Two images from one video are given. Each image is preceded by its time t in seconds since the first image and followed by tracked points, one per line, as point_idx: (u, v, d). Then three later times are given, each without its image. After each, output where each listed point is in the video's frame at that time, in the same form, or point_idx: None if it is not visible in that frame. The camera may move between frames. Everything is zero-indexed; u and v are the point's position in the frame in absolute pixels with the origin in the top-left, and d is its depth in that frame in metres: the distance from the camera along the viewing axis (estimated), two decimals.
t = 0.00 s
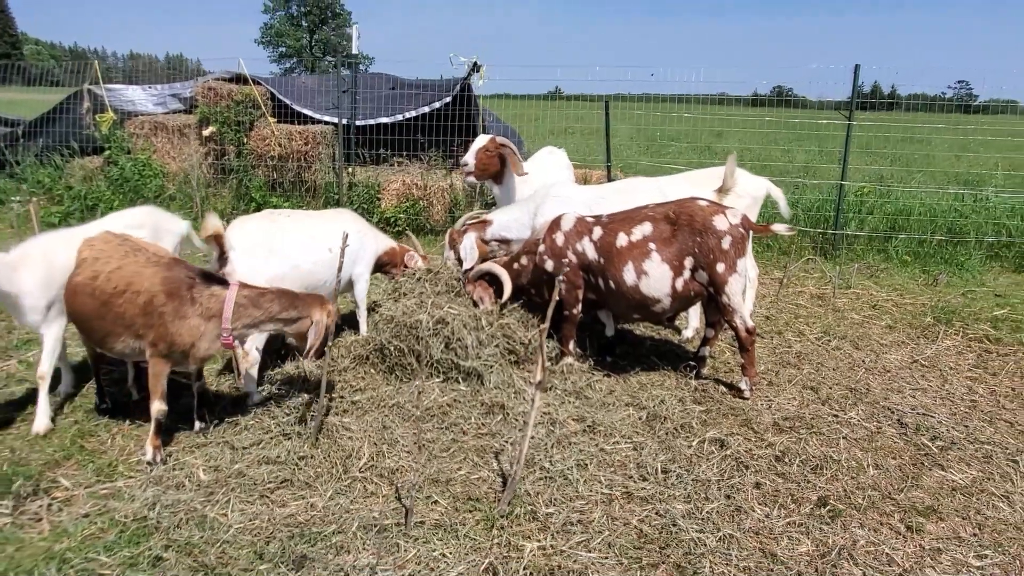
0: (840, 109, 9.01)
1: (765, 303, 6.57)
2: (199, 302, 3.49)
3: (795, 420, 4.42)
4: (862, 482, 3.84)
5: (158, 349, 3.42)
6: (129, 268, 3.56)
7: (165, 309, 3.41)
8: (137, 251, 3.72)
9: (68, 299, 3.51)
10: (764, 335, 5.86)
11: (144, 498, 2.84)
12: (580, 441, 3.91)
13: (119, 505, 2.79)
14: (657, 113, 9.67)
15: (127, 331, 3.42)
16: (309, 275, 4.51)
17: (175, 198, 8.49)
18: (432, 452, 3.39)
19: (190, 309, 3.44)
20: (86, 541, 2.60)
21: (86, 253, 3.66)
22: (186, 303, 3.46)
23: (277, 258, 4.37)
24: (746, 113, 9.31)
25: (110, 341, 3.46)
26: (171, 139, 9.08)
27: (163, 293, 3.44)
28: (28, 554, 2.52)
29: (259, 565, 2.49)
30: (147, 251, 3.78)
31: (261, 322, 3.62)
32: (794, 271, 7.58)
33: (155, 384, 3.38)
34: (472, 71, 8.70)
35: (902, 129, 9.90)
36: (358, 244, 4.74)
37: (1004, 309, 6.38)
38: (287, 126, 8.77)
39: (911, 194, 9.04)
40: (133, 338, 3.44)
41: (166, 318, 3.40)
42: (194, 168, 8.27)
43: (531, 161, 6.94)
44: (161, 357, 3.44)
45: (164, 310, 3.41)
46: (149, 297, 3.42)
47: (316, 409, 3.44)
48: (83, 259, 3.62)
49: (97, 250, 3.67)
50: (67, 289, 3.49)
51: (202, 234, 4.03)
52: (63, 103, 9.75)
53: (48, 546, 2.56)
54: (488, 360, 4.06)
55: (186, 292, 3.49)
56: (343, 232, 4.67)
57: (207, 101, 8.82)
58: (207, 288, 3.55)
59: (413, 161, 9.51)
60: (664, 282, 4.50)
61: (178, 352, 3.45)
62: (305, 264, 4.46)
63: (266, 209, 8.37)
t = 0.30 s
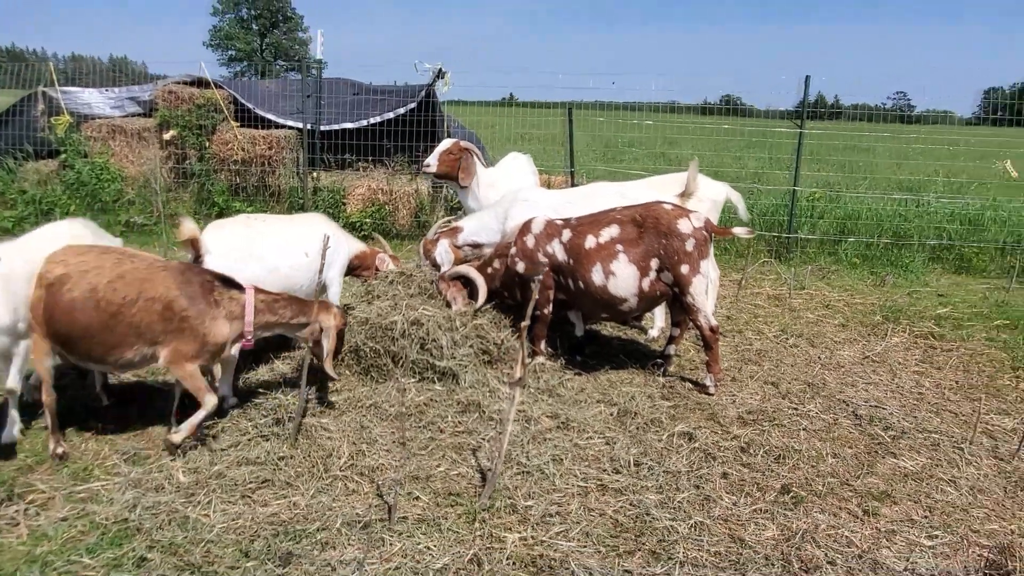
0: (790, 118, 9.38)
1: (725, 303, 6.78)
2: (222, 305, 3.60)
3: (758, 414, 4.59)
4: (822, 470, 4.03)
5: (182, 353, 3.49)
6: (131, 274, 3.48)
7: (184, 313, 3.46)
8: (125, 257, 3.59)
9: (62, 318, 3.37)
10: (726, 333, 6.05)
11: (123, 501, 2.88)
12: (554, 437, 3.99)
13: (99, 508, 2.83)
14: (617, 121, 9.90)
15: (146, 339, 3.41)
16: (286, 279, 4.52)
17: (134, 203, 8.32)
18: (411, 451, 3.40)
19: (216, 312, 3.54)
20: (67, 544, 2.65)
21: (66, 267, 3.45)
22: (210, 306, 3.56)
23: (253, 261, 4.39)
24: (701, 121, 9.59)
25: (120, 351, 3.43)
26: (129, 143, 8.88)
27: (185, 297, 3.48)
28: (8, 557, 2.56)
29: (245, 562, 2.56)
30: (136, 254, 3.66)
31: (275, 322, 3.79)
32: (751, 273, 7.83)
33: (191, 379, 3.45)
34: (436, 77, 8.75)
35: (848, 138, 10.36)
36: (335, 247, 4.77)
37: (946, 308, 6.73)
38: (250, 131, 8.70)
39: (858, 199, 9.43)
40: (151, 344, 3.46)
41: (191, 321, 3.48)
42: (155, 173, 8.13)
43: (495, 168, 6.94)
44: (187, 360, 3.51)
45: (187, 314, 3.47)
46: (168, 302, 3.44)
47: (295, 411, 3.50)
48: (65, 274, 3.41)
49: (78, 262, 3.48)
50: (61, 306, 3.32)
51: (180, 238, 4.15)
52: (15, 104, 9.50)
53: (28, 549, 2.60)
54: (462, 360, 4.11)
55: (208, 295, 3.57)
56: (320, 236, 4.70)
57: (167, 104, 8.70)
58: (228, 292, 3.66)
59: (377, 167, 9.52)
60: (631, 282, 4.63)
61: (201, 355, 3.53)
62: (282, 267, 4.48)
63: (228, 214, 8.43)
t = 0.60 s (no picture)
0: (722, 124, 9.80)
1: (664, 301, 7.02)
2: (202, 302, 3.62)
3: (697, 405, 4.80)
4: (756, 457, 4.25)
5: (162, 350, 3.47)
6: (107, 274, 3.40)
7: (169, 310, 3.45)
8: (89, 259, 3.46)
9: (33, 324, 3.19)
10: (665, 330, 6.28)
11: (66, 505, 2.87)
12: (502, 431, 4.08)
13: (41, 513, 2.81)
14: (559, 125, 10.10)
15: (126, 339, 3.35)
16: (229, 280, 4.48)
17: (63, 203, 7.99)
18: (362, 448, 3.44)
19: (197, 309, 3.57)
20: (9, 549, 2.62)
21: (26, 271, 3.25)
22: (191, 303, 3.57)
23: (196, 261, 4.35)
24: (637, 125, 9.87)
25: (98, 354, 3.32)
26: (57, 141, 8.55)
27: (166, 294, 3.47)
28: None
29: (196, 561, 2.60)
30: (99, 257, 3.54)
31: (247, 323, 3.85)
32: (687, 272, 8.13)
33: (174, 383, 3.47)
34: (379, 78, 8.71)
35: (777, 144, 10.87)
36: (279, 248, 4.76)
37: (867, 304, 7.16)
38: (187, 130, 8.49)
39: (787, 201, 9.89)
40: (130, 345, 3.40)
41: (173, 318, 3.47)
42: (85, 172, 7.84)
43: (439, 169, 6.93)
44: (168, 357, 3.50)
45: (168, 311, 3.46)
46: (149, 301, 3.41)
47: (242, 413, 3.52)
48: (26, 279, 3.21)
49: (39, 265, 3.30)
50: (30, 310, 3.14)
51: (121, 237, 4.14)
52: None
53: None
54: (410, 358, 4.16)
55: (189, 292, 3.58)
56: (268, 236, 4.68)
57: (99, 101, 8.40)
58: (205, 288, 3.69)
59: (319, 167, 9.41)
60: (573, 280, 4.77)
61: (183, 352, 3.54)
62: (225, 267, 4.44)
63: (163, 214, 8.19)
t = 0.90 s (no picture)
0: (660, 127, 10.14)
1: (605, 298, 7.23)
2: (168, 300, 3.60)
3: (637, 396, 4.99)
4: (694, 444, 4.46)
5: (123, 345, 3.42)
6: (76, 269, 3.32)
7: (136, 306, 3.44)
8: (53, 254, 3.35)
9: None
10: (607, 325, 6.48)
11: (4, 510, 2.80)
12: (450, 425, 4.15)
13: None
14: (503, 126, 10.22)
15: (94, 334, 3.31)
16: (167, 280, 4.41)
17: None
18: (310, 445, 3.47)
19: (163, 306, 3.56)
20: None
21: None
22: (158, 300, 3.55)
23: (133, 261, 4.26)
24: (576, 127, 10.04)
25: (68, 351, 3.25)
26: None
27: (135, 289, 3.45)
28: None
29: (143, 561, 2.59)
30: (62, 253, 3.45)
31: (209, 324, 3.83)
32: (628, 269, 8.38)
33: (130, 381, 3.42)
34: (321, 78, 8.63)
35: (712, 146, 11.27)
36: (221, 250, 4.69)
37: (797, 299, 7.55)
38: (120, 128, 8.23)
39: (722, 202, 10.37)
40: (96, 341, 3.34)
41: (139, 313, 3.45)
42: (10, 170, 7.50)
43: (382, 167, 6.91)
44: (127, 353, 3.45)
45: (135, 306, 3.44)
46: (119, 296, 3.38)
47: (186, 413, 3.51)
48: None
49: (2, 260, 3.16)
50: None
51: (53, 236, 3.98)
52: None
53: None
54: (357, 356, 4.23)
55: (156, 289, 3.56)
56: (212, 232, 4.63)
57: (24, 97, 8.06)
58: (169, 286, 3.67)
59: (260, 167, 9.26)
60: (515, 277, 4.88)
61: (144, 348, 3.50)
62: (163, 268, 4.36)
63: (96, 215, 7.74)
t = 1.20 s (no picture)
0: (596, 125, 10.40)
1: (544, 289, 7.41)
2: (104, 293, 3.55)
3: (575, 382, 5.18)
4: (629, 425, 4.68)
5: (57, 337, 3.37)
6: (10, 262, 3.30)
7: (72, 298, 3.40)
8: None
9: None
10: (546, 315, 6.65)
11: None
12: (393, 414, 4.23)
13: None
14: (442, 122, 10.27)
15: (30, 328, 3.28)
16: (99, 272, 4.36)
17: None
18: (252, 436, 3.52)
19: (100, 299, 3.52)
20: None
21: None
22: (94, 293, 3.50)
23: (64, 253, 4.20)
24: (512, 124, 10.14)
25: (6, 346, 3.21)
26: None
27: (71, 282, 3.41)
28: None
29: (82, 553, 2.64)
30: None
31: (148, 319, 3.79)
32: (566, 262, 8.59)
33: (64, 373, 3.39)
34: (256, 72, 8.48)
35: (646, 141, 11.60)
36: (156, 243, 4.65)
37: (727, 288, 7.91)
38: (44, 121, 7.93)
39: (656, 196, 11.06)
40: (29, 332, 3.30)
41: (75, 306, 3.41)
42: None
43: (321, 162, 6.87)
44: (61, 345, 3.39)
45: (71, 298, 3.40)
46: (53, 288, 3.35)
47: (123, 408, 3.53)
48: None
49: None
50: None
51: None
52: None
53: None
54: (298, 348, 4.27)
55: (93, 282, 3.51)
56: (147, 224, 4.58)
57: None
58: (107, 280, 3.62)
59: (194, 161, 9.05)
60: (451, 267, 4.98)
61: (79, 340, 3.44)
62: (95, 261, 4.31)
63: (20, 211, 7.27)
